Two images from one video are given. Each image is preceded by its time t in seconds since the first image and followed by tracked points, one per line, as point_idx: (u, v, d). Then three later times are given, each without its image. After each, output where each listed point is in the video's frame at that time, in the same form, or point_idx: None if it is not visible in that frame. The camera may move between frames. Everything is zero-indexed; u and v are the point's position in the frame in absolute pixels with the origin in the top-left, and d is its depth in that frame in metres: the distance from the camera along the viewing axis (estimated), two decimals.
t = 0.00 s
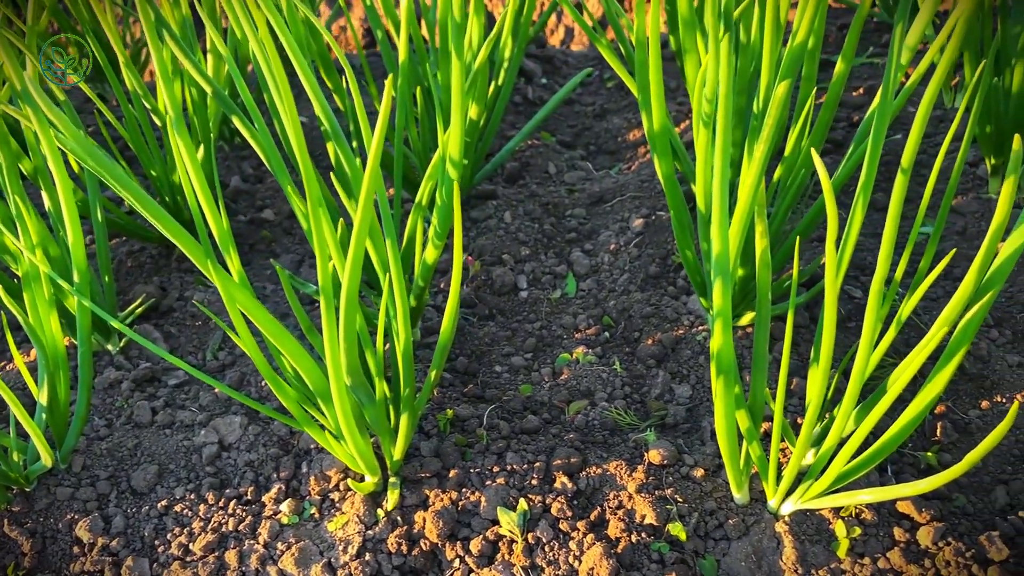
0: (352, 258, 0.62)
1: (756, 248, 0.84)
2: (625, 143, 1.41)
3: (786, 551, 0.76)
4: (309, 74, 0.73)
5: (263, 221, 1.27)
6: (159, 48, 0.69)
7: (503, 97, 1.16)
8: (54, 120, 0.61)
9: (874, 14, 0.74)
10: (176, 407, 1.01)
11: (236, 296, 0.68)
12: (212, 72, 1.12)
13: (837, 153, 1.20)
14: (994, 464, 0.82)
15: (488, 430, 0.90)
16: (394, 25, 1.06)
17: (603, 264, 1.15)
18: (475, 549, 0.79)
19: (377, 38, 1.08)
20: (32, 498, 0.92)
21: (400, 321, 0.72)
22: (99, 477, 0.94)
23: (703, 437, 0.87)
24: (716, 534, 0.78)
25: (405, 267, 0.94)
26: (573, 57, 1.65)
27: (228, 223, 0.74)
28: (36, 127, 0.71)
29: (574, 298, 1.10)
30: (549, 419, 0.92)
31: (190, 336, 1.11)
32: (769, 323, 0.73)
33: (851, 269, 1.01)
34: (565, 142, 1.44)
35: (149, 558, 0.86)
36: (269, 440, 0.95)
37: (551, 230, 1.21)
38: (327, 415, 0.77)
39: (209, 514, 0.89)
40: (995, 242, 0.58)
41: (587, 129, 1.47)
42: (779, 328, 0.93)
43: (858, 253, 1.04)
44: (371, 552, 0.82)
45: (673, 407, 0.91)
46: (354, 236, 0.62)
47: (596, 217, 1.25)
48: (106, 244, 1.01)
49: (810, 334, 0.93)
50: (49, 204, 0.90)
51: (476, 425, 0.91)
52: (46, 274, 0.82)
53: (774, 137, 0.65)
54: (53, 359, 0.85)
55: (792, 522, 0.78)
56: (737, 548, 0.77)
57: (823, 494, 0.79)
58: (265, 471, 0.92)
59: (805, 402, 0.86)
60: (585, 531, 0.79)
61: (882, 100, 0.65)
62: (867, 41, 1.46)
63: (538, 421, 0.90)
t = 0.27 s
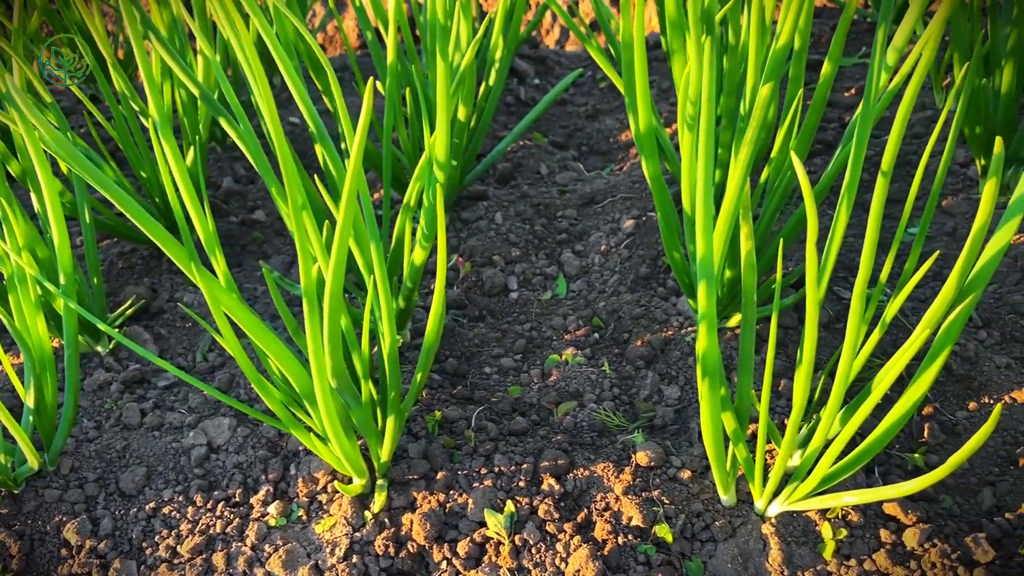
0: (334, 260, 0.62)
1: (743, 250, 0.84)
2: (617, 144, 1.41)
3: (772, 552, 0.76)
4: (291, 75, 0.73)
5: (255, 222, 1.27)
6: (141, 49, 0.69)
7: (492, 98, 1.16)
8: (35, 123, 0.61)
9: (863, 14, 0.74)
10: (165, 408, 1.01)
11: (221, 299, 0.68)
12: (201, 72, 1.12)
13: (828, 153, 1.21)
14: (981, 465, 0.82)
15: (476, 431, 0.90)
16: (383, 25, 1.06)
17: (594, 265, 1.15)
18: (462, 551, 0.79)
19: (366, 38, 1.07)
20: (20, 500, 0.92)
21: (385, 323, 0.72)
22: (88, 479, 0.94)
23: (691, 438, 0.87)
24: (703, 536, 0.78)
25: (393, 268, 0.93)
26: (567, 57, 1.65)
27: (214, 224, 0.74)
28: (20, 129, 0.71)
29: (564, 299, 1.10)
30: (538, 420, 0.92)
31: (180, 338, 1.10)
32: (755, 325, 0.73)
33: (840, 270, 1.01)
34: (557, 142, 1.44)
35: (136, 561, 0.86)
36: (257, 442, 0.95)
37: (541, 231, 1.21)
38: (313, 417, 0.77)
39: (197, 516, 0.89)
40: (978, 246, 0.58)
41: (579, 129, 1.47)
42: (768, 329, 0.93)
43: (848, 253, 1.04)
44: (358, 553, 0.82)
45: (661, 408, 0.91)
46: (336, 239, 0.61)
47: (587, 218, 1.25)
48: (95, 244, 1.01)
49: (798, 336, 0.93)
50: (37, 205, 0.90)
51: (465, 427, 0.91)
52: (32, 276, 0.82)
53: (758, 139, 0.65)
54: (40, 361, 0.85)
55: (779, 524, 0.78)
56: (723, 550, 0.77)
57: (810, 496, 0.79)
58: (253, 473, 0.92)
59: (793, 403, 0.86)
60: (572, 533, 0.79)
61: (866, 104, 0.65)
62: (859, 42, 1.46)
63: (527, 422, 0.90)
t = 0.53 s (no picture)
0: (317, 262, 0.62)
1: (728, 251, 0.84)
2: (609, 144, 1.41)
3: (758, 552, 0.76)
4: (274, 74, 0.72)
5: (246, 223, 1.27)
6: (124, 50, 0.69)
7: (481, 98, 1.16)
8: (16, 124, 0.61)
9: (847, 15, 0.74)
10: (154, 410, 1.01)
11: (205, 301, 0.68)
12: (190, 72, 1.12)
13: (819, 153, 1.21)
14: (968, 465, 0.82)
15: (464, 432, 0.90)
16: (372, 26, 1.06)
17: (584, 265, 1.15)
18: (449, 552, 0.79)
19: (355, 38, 1.07)
20: (8, 502, 0.92)
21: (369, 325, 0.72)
22: (76, 480, 0.94)
23: (678, 439, 0.87)
24: (689, 536, 0.78)
25: (381, 269, 0.94)
26: (559, 57, 1.65)
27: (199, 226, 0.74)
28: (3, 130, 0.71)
29: (554, 299, 1.10)
30: (526, 421, 0.92)
31: (170, 339, 1.10)
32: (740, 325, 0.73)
33: (829, 270, 1.01)
34: (549, 143, 1.43)
35: (124, 562, 0.86)
36: (246, 443, 0.95)
37: (532, 231, 1.21)
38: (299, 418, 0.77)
39: (185, 517, 0.89)
40: (958, 247, 0.58)
41: (571, 129, 1.47)
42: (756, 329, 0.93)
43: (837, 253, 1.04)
44: (345, 554, 0.82)
45: (649, 409, 0.91)
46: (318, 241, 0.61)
47: (578, 218, 1.25)
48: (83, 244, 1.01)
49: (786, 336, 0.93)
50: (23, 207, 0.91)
51: (452, 428, 0.91)
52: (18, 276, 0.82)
53: (741, 140, 0.65)
54: (26, 362, 0.85)
55: (764, 524, 0.78)
56: (709, 550, 0.77)
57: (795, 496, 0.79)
58: (241, 474, 0.92)
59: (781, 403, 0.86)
60: (558, 534, 0.79)
61: (848, 105, 0.65)
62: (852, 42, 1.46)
63: (514, 423, 0.90)
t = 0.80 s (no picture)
0: (291, 266, 0.61)
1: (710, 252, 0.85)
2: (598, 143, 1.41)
3: (740, 553, 0.75)
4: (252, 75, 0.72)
5: (233, 224, 1.27)
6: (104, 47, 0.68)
7: (467, 98, 1.16)
8: None
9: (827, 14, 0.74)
10: (138, 411, 1.01)
11: (182, 302, 0.67)
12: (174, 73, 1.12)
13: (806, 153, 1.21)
14: (951, 465, 0.81)
15: (447, 433, 0.89)
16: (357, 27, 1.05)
17: (571, 265, 1.14)
18: (431, 553, 0.79)
19: (341, 38, 1.06)
20: None
21: (347, 327, 0.71)
22: (59, 482, 0.93)
23: (662, 439, 0.87)
24: (671, 537, 0.78)
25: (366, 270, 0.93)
26: (550, 56, 1.64)
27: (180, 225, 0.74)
28: None
29: (540, 299, 1.10)
30: (510, 421, 0.91)
31: (155, 340, 1.10)
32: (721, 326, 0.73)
33: (814, 270, 1.01)
34: (538, 143, 1.43)
35: (106, 564, 0.86)
36: (229, 444, 0.95)
37: (519, 231, 1.21)
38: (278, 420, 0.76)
39: (168, 518, 0.88)
40: (934, 247, 0.58)
41: (561, 129, 1.46)
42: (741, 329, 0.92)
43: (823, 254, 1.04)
44: (327, 556, 0.81)
45: (633, 409, 0.91)
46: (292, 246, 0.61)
47: (566, 218, 1.24)
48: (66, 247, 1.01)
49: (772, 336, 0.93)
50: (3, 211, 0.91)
51: (436, 428, 0.90)
52: None
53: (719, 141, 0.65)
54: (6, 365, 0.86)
55: (747, 524, 0.78)
56: (691, 551, 0.77)
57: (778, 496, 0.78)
58: (225, 475, 0.92)
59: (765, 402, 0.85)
60: (540, 535, 0.78)
61: (826, 105, 0.65)
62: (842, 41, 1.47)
63: (497, 424, 0.90)
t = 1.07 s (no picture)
0: (265, 269, 0.61)
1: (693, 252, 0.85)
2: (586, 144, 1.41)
3: (720, 554, 0.75)
4: (229, 75, 0.72)
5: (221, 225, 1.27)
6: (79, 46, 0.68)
7: (453, 100, 1.16)
8: None
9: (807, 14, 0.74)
10: (122, 412, 1.01)
11: (159, 303, 0.67)
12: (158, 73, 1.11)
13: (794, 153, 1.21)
14: (933, 465, 0.81)
15: (430, 434, 0.89)
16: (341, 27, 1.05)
17: (557, 266, 1.14)
18: (412, 555, 0.79)
19: (325, 39, 1.06)
20: None
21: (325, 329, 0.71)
22: (41, 484, 0.93)
23: (645, 440, 0.87)
24: (652, 538, 0.78)
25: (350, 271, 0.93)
26: (540, 56, 1.64)
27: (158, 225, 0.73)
28: None
29: (526, 300, 1.10)
30: (494, 422, 0.91)
31: (140, 342, 1.10)
32: (700, 326, 0.73)
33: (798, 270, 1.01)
34: (527, 143, 1.43)
35: (87, 566, 0.86)
36: (213, 446, 0.95)
37: (506, 232, 1.21)
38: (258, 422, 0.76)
39: (150, 520, 0.88)
40: (910, 246, 0.57)
41: (550, 129, 1.46)
42: (725, 329, 0.92)
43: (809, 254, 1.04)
44: (309, 558, 0.81)
45: (617, 410, 0.91)
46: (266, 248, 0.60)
47: (553, 218, 1.24)
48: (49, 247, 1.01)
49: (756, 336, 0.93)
50: None
51: (419, 430, 0.90)
52: None
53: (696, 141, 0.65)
54: None
55: (728, 525, 0.78)
56: (672, 552, 0.77)
57: (759, 497, 0.78)
58: (208, 477, 0.91)
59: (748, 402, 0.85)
60: (521, 536, 0.78)
61: (802, 105, 0.65)
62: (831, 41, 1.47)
63: (481, 425, 0.90)
